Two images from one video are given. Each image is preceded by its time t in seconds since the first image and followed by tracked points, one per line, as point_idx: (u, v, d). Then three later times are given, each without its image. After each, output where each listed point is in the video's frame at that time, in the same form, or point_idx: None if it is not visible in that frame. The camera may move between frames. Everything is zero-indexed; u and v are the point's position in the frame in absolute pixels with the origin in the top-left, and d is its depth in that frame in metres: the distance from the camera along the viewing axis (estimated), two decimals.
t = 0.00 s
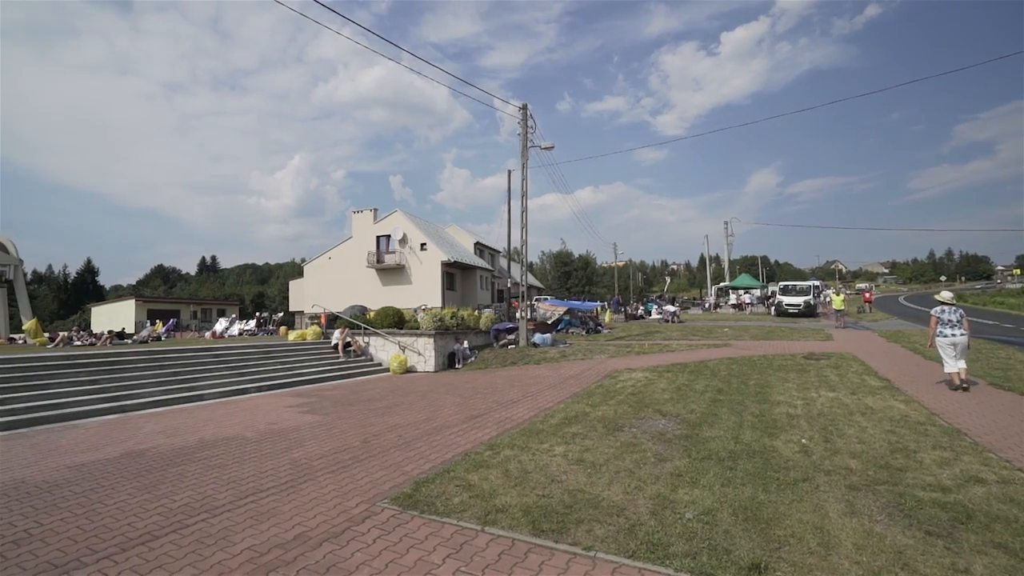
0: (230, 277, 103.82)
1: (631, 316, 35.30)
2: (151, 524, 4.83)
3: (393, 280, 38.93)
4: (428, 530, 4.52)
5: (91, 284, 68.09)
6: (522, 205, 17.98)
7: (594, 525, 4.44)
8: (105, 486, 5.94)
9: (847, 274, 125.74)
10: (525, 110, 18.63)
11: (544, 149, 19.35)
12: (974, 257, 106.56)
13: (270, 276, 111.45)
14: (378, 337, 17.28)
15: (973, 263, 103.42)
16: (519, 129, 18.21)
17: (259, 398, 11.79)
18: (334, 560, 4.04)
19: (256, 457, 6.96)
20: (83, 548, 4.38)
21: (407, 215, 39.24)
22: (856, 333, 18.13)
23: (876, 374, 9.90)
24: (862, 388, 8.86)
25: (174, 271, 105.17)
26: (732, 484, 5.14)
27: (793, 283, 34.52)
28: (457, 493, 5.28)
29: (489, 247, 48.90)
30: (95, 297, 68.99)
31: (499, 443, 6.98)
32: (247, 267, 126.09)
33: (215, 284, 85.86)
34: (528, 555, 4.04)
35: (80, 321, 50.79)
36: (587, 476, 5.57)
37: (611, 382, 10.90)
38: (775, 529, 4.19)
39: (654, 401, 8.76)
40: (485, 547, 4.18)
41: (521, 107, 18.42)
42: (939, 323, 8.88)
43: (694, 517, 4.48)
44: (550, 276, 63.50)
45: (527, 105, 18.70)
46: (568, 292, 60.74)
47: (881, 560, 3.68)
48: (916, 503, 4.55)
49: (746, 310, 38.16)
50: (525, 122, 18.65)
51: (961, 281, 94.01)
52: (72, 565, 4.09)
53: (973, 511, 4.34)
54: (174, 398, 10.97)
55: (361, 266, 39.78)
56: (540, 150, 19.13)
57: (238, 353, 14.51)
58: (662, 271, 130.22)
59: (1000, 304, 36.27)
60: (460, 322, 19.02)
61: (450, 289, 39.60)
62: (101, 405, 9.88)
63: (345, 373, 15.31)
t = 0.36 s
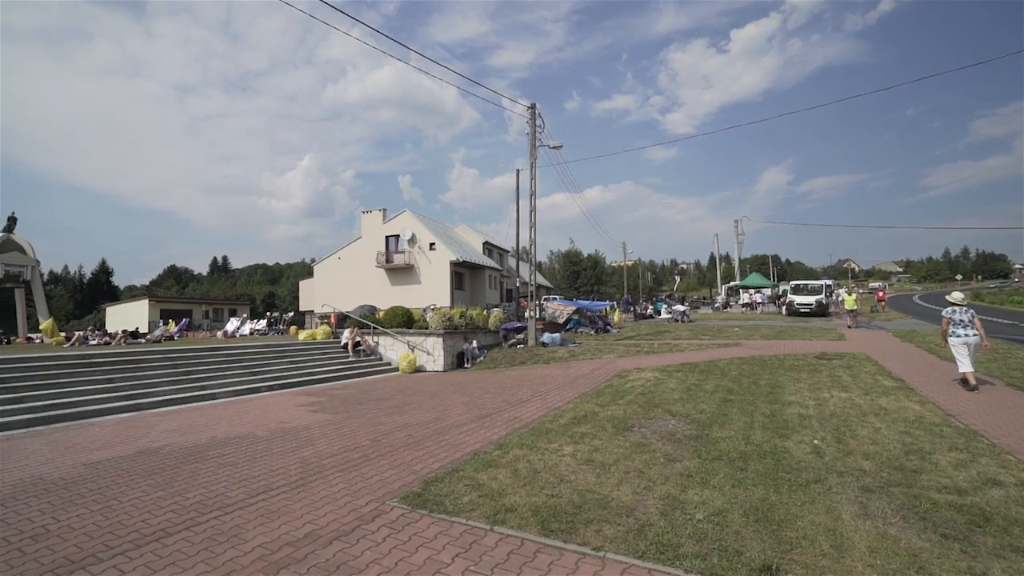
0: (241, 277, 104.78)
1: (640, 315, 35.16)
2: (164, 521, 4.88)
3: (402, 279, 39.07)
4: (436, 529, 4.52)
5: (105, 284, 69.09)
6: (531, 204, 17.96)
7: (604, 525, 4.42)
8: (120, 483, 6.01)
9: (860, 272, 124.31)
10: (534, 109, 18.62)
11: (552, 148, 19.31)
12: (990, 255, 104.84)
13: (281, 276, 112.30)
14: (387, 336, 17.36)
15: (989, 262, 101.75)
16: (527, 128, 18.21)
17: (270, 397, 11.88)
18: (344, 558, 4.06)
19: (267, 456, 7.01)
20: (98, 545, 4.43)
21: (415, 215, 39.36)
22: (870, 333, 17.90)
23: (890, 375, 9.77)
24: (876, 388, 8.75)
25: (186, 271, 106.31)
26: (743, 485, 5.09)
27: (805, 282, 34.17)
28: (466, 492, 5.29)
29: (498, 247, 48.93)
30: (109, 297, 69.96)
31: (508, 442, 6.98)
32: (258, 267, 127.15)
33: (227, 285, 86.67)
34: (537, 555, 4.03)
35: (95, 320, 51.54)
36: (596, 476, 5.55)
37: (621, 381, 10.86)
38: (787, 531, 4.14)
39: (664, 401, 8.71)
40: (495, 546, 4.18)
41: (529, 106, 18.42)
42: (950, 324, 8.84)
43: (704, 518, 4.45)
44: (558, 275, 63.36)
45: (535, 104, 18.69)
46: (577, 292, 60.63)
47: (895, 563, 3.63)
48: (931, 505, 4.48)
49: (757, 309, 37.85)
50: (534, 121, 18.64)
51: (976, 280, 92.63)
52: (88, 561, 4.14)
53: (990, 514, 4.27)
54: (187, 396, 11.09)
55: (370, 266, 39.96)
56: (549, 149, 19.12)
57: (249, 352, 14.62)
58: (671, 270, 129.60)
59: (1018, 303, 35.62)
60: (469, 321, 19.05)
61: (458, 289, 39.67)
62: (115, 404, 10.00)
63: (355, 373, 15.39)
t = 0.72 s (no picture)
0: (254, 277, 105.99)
1: (652, 314, 34.97)
2: (180, 517, 4.94)
3: (413, 279, 39.25)
4: (448, 528, 4.53)
5: (123, 284, 70.19)
6: (542, 203, 17.94)
7: (615, 526, 4.39)
8: (137, 480, 6.10)
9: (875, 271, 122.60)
10: (544, 108, 18.60)
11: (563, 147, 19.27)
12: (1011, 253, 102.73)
13: (293, 276, 113.36)
14: (399, 335, 17.45)
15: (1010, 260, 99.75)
16: (538, 127, 18.19)
17: (283, 395, 11.99)
18: (356, 556, 4.08)
19: (281, 454, 7.07)
20: (116, 539, 4.50)
21: (426, 214, 39.49)
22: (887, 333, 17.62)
23: (907, 375, 9.61)
24: (893, 389, 8.61)
25: (201, 271, 107.66)
26: (757, 486, 5.04)
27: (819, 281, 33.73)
28: (477, 491, 5.29)
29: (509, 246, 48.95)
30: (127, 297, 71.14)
31: (519, 441, 6.98)
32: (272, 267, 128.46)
33: (242, 285, 87.69)
34: (548, 554, 4.02)
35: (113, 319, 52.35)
36: (608, 477, 5.52)
37: (632, 381, 10.80)
38: (802, 533, 4.09)
39: (676, 401, 8.64)
40: (506, 545, 4.18)
41: (540, 105, 18.41)
42: (965, 323, 8.72)
43: (717, 519, 4.40)
44: (569, 275, 63.26)
45: (546, 103, 18.66)
46: (588, 291, 60.48)
47: (913, 567, 3.57)
48: (951, 509, 4.39)
49: (771, 309, 37.44)
50: (544, 119, 18.62)
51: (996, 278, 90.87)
52: (107, 556, 4.21)
53: (1012, 519, 4.18)
54: (202, 395, 11.22)
55: (381, 266, 40.17)
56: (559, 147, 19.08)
57: (263, 351, 14.77)
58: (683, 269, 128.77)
59: None
60: (480, 321, 19.08)
61: (469, 288, 39.75)
62: (132, 401, 10.16)
63: (367, 371, 15.48)
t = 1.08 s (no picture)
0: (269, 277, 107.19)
1: (664, 313, 34.75)
2: (197, 513, 5.00)
3: (424, 278, 39.40)
4: (460, 526, 4.53)
5: (141, 283, 71.31)
6: (553, 202, 17.89)
7: (628, 526, 4.36)
8: (156, 476, 6.20)
9: (893, 269, 120.64)
10: (555, 107, 18.56)
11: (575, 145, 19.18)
12: None
13: (307, 275, 114.42)
14: (411, 334, 17.52)
15: None
16: (549, 126, 18.15)
17: (297, 394, 12.09)
18: (368, 553, 4.10)
19: (295, 451, 7.14)
20: (135, 534, 4.57)
21: (438, 214, 39.60)
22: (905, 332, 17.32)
23: (927, 376, 9.44)
24: (912, 389, 8.45)
25: (216, 271, 109.01)
26: (772, 487, 4.98)
27: (836, 279, 33.23)
28: (489, 490, 5.29)
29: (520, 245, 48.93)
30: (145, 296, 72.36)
31: (531, 441, 6.96)
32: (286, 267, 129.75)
33: (256, 284, 88.70)
34: (560, 554, 4.01)
35: (132, 318, 53.26)
36: (620, 476, 5.48)
37: (645, 380, 10.74)
38: (818, 535, 4.03)
39: (689, 400, 8.57)
40: (518, 544, 4.17)
41: (551, 104, 18.37)
42: (984, 320, 8.57)
43: (731, 521, 4.35)
44: (581, 274, 63.21)
45: (557, 101, 18.61)
46: (600, 290, 60.29)
47: (933, 572, 3.50)
48: (972, 512, 4.30)
49: (785, 308, 37.00)
50: (556, 118, 18.58)
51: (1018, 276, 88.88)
52: (127, 550, 4.28)
53: None
54: (217, 393, 11.35)
55: (394, 265, 40.36)
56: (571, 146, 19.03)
57: (277, 350, 14.91)
58: (696, 268, 127.80)
59: None
60: (492, 319, 19.11)
61: (481, 287, 39.80)
62: (150, 399, 10.31)
63: (379, 370, 15.57)
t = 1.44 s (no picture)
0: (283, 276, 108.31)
1: (677, 312, 34.49)
2: (213, 509, 5.06)
3: (436, 278, 39.51)
4: (472, 525, 4.53)
5: (158, 283, 72.38)
6: (565, 201, 17.84)
7: (640, 526, 4.33)
8: (173, 472, 6.28)
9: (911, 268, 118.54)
10: (567, 106, 18.51)
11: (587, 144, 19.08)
12: None
13: (320, 275, 115.39)
14: (423, 333, 17.59)
15: None
16: (561, 125, 18.11)
17: (310, 392, 12.18)
18: (381, 551, 4.11)
19: (308, 449, 7.19)
20: (153, 529, 4.63)
21: (450, 213, 39.67)
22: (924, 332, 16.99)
23: (947, 376, 9.25)
24: (931, 390, 8.29)
25: (231, 271, 110.32)
26: (787, 489, 4.90)
27: (852, 278, 32.71)
28: (501, 489, 5.28)
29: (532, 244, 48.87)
30: (163, 296, 73.53)
31: (543, 440, 6.94)
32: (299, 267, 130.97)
33: (271, 284, 89.67)
34: (572, 553, 3.99)
35: (150, 317, 54.12)
36: (632, 476, 5.45)
37: (657, 380, 10.66)
38: (834, 538, 3.97)
39: (702, 400, 8.49)
40: (529, 544, 4.16)
41: (563, 102, 18.33)
42: (1004, 319, 8.36)
43: (745, 522, 4.30)
44: (593, 273, 62.98)
45: (569, 100, 18.55)
46: (612, 289, 60.03)
47: None
48: (995, 516, 4.20)
49: (801, 307, 36.51)
50: (567, 117, 18.52)
51: None
52: (145, 545, 4.34)
53: None
54: (232, 391, 11.48)
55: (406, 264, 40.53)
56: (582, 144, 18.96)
57: (291, 349, 15.04)
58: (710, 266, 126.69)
59: None
60: (504, 318, 19.11)
61: (492, 287, 39.83)
62: (167, 397, 10.46)
63: (392, 369, 15.64)
